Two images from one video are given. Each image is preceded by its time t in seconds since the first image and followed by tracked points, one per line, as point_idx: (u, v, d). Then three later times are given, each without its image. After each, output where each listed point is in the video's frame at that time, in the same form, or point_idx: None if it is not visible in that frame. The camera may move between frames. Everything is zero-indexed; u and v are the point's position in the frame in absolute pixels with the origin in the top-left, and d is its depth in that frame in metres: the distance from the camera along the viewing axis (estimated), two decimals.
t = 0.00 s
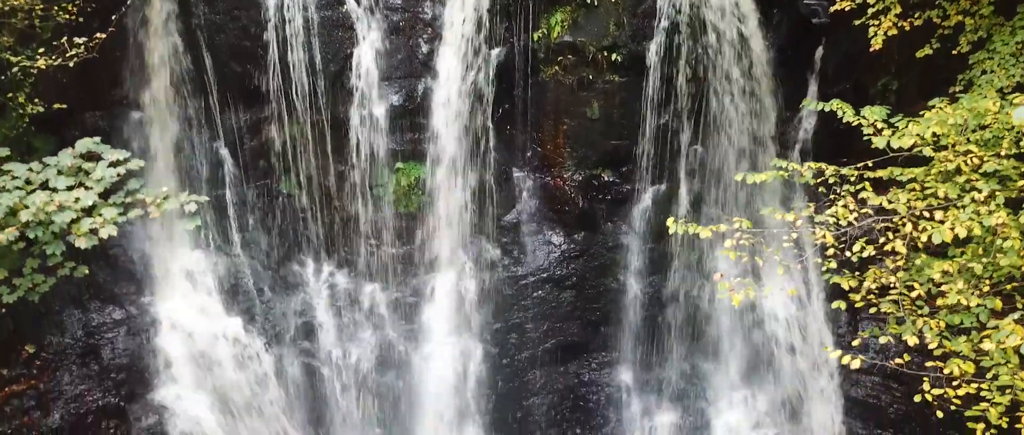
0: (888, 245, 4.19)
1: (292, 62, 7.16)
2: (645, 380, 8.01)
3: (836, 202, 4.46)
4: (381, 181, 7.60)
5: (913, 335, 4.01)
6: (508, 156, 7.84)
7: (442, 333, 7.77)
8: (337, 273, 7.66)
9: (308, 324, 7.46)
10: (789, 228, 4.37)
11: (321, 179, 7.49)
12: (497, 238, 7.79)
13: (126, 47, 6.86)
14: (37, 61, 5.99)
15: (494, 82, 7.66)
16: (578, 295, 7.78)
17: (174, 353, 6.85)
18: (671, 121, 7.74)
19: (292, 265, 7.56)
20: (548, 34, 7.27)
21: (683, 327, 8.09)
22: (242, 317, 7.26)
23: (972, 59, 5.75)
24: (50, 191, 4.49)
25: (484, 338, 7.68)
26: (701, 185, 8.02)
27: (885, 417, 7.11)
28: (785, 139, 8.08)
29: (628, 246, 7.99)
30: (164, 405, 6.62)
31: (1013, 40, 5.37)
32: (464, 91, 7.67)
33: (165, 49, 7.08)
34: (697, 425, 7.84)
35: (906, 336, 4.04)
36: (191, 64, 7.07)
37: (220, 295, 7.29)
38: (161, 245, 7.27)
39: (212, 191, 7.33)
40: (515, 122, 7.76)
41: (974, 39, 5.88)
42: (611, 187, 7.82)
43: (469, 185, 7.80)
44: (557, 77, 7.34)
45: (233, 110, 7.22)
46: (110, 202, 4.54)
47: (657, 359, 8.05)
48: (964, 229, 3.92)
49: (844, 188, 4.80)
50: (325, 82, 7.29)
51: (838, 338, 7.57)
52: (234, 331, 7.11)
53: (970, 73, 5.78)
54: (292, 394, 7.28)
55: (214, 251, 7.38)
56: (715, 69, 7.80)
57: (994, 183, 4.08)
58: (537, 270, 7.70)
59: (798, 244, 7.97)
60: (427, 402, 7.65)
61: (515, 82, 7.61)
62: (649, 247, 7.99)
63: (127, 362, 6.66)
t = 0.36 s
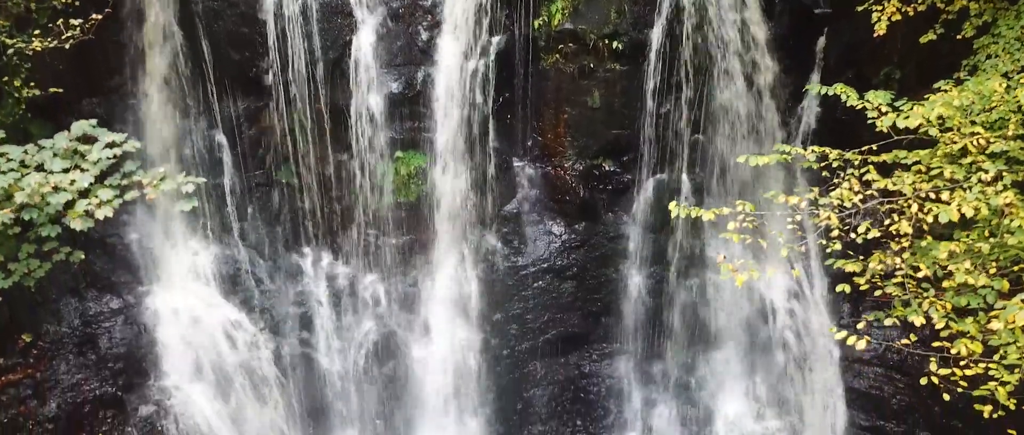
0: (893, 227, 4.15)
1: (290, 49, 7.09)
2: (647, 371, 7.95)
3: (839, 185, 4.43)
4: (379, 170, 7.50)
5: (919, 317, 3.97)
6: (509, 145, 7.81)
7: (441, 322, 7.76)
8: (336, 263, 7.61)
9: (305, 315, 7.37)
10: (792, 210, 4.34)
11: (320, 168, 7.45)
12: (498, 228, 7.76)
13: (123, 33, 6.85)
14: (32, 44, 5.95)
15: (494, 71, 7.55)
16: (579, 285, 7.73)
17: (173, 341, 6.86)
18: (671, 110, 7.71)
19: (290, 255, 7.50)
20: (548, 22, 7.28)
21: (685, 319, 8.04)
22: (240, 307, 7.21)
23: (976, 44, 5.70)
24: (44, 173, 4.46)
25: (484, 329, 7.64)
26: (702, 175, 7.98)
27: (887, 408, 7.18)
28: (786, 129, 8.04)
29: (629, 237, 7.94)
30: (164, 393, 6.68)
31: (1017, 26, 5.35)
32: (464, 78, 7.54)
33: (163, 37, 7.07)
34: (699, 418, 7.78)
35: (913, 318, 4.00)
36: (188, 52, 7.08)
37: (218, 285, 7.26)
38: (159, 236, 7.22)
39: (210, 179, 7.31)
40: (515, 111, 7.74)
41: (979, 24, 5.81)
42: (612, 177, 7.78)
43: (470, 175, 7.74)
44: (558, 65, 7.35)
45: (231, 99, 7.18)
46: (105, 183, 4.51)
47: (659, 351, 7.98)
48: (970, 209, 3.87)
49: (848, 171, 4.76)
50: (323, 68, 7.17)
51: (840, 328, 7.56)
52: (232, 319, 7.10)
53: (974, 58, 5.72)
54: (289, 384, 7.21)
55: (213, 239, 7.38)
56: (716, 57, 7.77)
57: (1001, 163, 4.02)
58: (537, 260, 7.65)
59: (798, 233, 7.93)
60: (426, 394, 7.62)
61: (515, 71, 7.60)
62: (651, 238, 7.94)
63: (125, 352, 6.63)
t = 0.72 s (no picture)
0: (899, 206, 4.09)
1: (292, 35, 7.22)
2: (649, 362, 7.90)
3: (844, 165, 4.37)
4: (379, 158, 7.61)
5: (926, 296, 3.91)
6: (509, 133, 7.80)
7: (441, 312, 7.75)
8: (335, 251, 7.61)
9: (305, 303, 7.37)
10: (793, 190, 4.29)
11: (319, 155, 7.51)
12: (498, 216, 7.74)
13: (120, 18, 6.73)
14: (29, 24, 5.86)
15: (495, 57, 7.58)
16: (580, 274, 7.68)
17: (169, 330, 6.77)
18: (674, 97, 7.65)
19: (289, 243, 7.50)
20: (550, 8, 7.27)
21: (686, 309, 7.98)
22: (238, 296, 7.17)
23: (981, 26, 5.64)
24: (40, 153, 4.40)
25: (484, 318, 7.62)
26: (704, 163, 7.92)
27: (891, 398, 7.16)
28: (788, 117, 8.01)
29: (632, 226, 7.87)
30: (161, 381, 6.58)
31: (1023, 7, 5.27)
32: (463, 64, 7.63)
33: (161, 21, 6.96)
34: (699, 408, 7.68)
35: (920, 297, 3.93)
36: (186, 39, 7.05)
37: (216, 274, 7.19)
38: (157, 225, 7.16)
39: (207, 167, 7.19)
40: (516, 99, 7.72)
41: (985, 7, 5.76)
42: (614, 165, 7.73)
43: (470, 162, 7.80)
44: (559, 51, 7.32)
45: (230, 85, 7.22)
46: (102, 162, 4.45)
47: (659, 340, 7.96)
48: (978, 185, 3.80)
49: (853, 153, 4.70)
50: (323, 55, 7.33)
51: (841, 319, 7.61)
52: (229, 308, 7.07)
53: (979, 41, 5.66)
54: (288, 373, 7.20)
55: (211, 228, 7.34)
56: (718, 45, 7.73)
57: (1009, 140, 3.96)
58: (538, 249, 7.60)
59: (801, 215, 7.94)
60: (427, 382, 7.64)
61: (515, 58, 7.61)
62: (653, 227, 7.88)
63: (122, 340, 6.52)
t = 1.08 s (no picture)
0: (903, 186, 4.05)
1: (290, 22, 7.12)
2: (650, 352, 7.85)
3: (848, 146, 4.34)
4: (379, 146, 7.55)
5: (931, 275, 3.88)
6: (510, 121, 7.73)
7: (440, 302, 7.70)
8: (334, 240, 7.58)
9: (303, 292, 7.33)
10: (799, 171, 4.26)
11: (318, 143, 7.46)
12: (498, 205, 7.68)
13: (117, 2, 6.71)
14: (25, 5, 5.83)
15: (495, 44, 7.51)
16: (581, 264, 7.63)
17: (168, 319, 6.74)
18: (675, 85, 7.61)
19: (288, 232, 7.45)
20: None
21: (687, 300, 7.95)
22: (237, 285, 7.14)
23: (986, 10, 5.59)
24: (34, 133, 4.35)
25: (484, 308, 7.60)
26: (706, 152, 7.85)
27: (895, 388, 7.12)
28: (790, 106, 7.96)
29: (632, 215, 7.85)
30: (159, 371, 6.55)
31: None
32: (463, 50, 7.58)
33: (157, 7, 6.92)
34: (702, 398, 7.64)
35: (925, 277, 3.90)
36: (185, 25, 6.97)
37: (215, 263, 7.15)
38: (155, 212, 7.11)
39: (206, 154, 7.22)
40: (516, 87, 7.64)
41: None
42: (615, 154, 7.71)
43: (471, 151, 7.72)
44: (559, 39, 7.27)
45: (228, 71, 7.16)
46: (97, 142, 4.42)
47: (661, 331, 7.91)
48: (984, 163, 3.76)
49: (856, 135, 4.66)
50: (322, 41, 7.25)
51: (843, 309, 7.61)
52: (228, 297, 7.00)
53: (985, 24, 5.61)
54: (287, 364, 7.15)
55: (209, 217, 7.28)
56: (719, 32, 7.67)
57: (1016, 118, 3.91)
58: (538, 238, 7.56)
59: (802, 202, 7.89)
60: (427, 372, 7.60)
61: (516, 45, 7.49)
62: (654, 216, 7.86)
63: (120, 329, 6.49)
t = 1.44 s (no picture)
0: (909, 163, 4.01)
1: (289, 8, 7.11)
2: (651, 342, 7.77)
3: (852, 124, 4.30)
4: (378, 134, 7.49)
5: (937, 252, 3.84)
6: (509, 108, 7.68)
7: (439, 291, 7.63)
8: (332, 229, 7.51)
9: (302, 280, 7.29)
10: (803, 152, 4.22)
11: (316, 131, 7.41)
12: (498, 193, 7.63)
13: None
14: None
15: (495, 29, 7.48)
16: (581, 253, 7.58)
17: (164, 307, 6.73)
18: (676, 72, 7.56)
19: (286, 220, 7.41)
20: None
21: (688, 289, 7.87)
22: (232, 272, 7.14)
23: None
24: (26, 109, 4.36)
25: (484, 296, 7.55)
26: (708, 140, 7.78)
27: (897, 378, 7.08)
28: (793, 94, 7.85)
29: (632, 203, 7.79)
30: (156, 359, 6.53)
31: None
32: (461, 36, 7.52)
33: None
34: (703, 388, 7.60)
35: (931, 254, 3.87)
36: (182, 12, 7.01)
37: (212, 249, 7.16)
38: (154, 200, 7.11)
39: (204, 141, 7.20)
40: (517, 74, 7.61)
41: None
42: (616, 142, 7.66)
43: (470, 139, 7.66)
44: (559, 25, 7.32)
45: (226, 58, 7.14)
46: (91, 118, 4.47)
47: (663, 321, 7.81)
48: (991, 137, 3.72)
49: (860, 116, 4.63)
50: (320, 26, 7.22)
51: (844, 298, 7.58)
52: (221, 285, 7.00)
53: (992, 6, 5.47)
54: (285, 353, 7.13)
55: (208, 204, 7.29)
56: (720, 18, 7.66)
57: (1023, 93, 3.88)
58: (538, 226, 7.50)
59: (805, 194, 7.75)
60: (426, 361, 7.55)
61: (516, 30, 7.50)
62: (655, 204, 7.81)
63: (117, 316, 6.43)
